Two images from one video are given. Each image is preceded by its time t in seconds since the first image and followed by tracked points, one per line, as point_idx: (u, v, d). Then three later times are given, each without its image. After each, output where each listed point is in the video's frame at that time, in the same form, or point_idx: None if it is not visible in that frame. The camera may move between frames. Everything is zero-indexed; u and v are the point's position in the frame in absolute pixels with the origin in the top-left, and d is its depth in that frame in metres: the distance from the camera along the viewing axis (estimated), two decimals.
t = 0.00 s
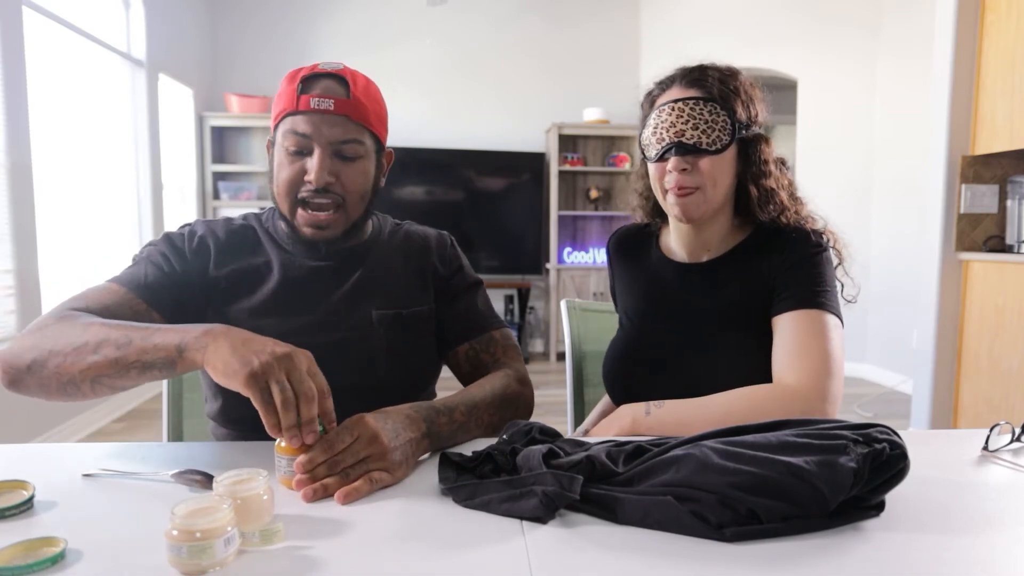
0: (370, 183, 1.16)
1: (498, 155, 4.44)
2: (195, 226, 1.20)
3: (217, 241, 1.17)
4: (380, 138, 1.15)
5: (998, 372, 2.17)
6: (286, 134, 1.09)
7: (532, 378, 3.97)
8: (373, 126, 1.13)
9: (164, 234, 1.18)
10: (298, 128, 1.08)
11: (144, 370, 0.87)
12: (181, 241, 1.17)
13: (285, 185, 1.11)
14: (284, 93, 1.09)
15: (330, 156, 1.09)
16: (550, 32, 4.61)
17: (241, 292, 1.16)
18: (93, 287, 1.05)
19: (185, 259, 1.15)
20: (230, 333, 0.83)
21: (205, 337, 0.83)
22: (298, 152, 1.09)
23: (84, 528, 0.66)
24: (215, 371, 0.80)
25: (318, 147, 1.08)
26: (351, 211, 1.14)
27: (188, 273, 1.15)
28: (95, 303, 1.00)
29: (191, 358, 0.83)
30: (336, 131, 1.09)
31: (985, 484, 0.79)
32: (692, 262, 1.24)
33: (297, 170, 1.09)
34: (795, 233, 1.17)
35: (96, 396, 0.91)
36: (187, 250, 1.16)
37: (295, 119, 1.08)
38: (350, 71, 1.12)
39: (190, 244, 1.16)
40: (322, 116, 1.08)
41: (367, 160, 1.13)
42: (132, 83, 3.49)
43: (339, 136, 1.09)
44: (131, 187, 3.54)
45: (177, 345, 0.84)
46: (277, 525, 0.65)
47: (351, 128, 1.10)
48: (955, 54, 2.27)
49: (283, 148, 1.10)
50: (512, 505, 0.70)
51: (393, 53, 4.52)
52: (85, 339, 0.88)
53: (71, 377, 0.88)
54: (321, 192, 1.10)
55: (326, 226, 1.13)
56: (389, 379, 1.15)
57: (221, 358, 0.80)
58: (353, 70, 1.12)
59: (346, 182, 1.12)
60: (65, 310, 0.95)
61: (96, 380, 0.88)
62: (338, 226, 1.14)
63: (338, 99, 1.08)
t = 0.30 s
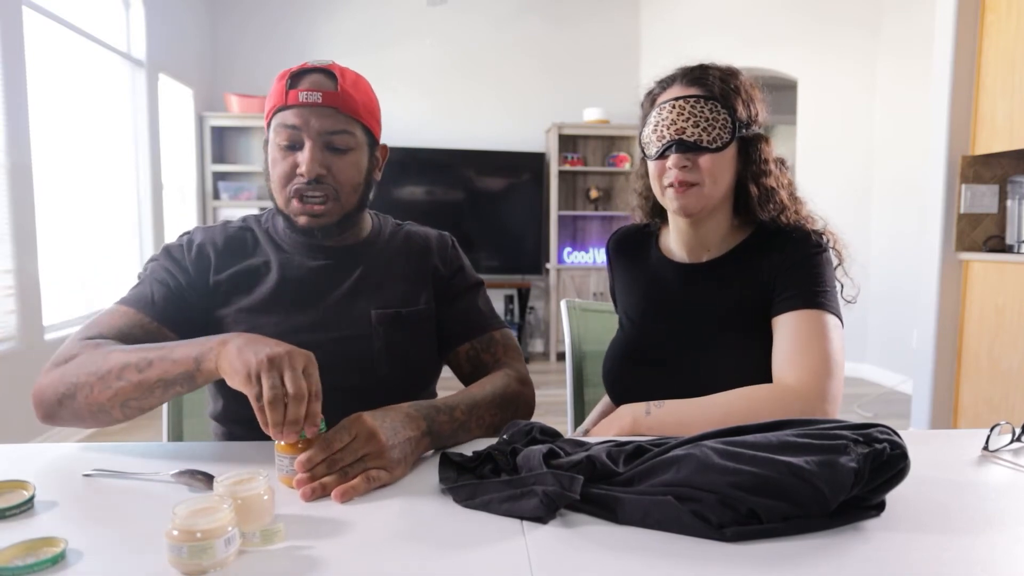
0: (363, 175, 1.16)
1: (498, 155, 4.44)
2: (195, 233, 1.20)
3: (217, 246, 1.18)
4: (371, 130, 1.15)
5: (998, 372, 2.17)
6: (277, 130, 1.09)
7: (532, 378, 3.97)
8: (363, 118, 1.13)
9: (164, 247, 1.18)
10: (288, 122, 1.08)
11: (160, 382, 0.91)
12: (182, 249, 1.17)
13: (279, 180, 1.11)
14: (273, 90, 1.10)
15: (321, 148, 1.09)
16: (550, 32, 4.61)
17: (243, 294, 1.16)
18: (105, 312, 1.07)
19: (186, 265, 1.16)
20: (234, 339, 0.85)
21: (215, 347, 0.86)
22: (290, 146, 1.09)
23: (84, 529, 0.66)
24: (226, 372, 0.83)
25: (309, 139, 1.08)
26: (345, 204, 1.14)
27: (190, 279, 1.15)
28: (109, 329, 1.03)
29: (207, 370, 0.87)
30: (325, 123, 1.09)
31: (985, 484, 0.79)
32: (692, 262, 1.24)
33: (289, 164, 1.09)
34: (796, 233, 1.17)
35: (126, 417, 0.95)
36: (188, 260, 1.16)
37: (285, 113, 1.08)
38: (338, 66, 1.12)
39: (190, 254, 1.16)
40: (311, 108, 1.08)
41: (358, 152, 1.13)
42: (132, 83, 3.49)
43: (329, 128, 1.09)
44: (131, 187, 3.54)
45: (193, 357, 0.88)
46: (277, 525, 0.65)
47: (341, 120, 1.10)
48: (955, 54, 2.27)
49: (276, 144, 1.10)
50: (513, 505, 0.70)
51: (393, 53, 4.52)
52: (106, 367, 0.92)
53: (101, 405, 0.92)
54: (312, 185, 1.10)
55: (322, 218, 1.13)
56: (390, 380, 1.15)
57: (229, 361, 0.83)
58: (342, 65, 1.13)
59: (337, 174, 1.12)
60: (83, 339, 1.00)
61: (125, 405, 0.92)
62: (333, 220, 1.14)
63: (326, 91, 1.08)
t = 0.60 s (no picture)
0: (366, 175, 1.16)
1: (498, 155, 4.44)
2: (194, 234, 1.20)
3: (216, 247, 1.18)
4: (373, 129, 1.15)
5: (998, 372, 2.17)
6: (279, 133, 1.09)
7: (532, 378, 3.98)
8: (364, 119, 1.13)
9: (163, 248, 1.19)
10: (290, 126, 1.08)
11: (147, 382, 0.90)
12: (182, 249, 1.17)
13: (282, 183, 1.11)
14: (273, 93, 1.10)
15: (324, 151, 1.09)
16: (550, 32, 4.61)
17: (243, 294, 1.16)
18: (104, 312, 1.07)
19: (185, 265, 1.16)
20: (220, 342, 0.84)
21: (194, 350, 0.85)
22: (292, 149, 1.09)
23: (84, 529, 0.66)
24: (212, 381, 0.83)
25: (311, 142, 1.08)
26: (349, 205, 1.14)
27: (189, 280, 1.15)
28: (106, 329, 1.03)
29: (190, 374, 0.86)
30: (328, 126, 1.09)
31: (985, 484, 0.79)
32: (692, 263, 1.24)
33: (292, 167, 1.09)
34: (795, 233, 1.17)
35: (105, 413, 0.94)
36: (189, 259, 1.16)
37: (286, 116, 1.08)
38: (337, 65, 1.11)
39: (190, 255, 1.16)
40: (312, 111, 1.08)
41: (361, 153, 1.13)
42: (132, 83, 3.49)
43: (331, 130, 1.09)
44: (131, 187, 3.54)
45: (174, 361, 0.87)
46: (277, 525, 0.65)
47: (343, 122, 1.10)
48: (955, 54, 2.27)
49: (278, 146, 1.10)
50: (513, 505, 0.70)
51: (393, 53, 4.52)
52: (90, 369, 0.92)
53: (88, 407, 0.93)
54: (317, 188, 1.10)
55: (326, 221, 1.13)
56: (391, 380, 1.15)
57: (216, 369, 0.82)
58: (342, 65, 1.12)
59: (341, 176, 1.12)
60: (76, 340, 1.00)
61: (111, 406, 0.93)
62: (339, 222, 1.14)
63: (327, 93, 1.08)
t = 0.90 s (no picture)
0: (368, 177, 1.16)
1: (498, 155, 4.44)
2: (195, 236, 1.20)
3: (216, 249, 1.18)
4: (375, 131, 1.15)
5: (998, 372, 2.17)
6: (282, 133, 1.09)
7: (532, 378, 3.98)
8: (367, 120, 1.13)
9: (164, 251, 1.18)
10: (292, 127, 1.08)
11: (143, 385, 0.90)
12: (182, 251, 1.17)
13: (284, 184, 1.11)
14: (277, 93, 1.10)
15: (325, 152, 1.09)
16: (550, 32, 4.61)
17: (244, 297, 1.16)
18: (105, 318, 1.08)
19: (185, 267, 1.16)
20: (217, 346, 0.84)
21: (190, 355, 0.85)
22: (294, 151, 1.09)
23: (83, 529, 0.66)
24: (209, 384, 0.83)
25: (313, 144, 1.08)
26: (351, 207, 1.14)
27: (189, 282, 1.15)
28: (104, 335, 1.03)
29: (186, 377, 0.86)
30: (330, 128, 1.09)
31: (985, 484, 0.79)
32: (693, 264, 1.24)
33: (294, 169, 1.09)
34: (796, 234, 1.16)
35: (106, 419, 0.95)
36: (190, 262, 1.16)
37: (288, 118, 1.08)
38: (340, 66, 1.11)
39: (191, 258, 1.16)
40: (314, 112, 1.08)
41: (363, 155, 1.13)
42: (132, 83, 3.49)
43: (332, 132, 1.09)
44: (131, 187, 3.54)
45: (171, 364, 0.87)
46: (277, 525, 0.65)
47: (345, 123, 1.10)
48: (955, 54, 2.27)
49: (280, 147, 1.10)
50: (513, 505, 0.70)
51: (393, 53, 4.52)
52: (90, 375, 0.92)
53: (90, 413, 0.93)
54: (318, 190, 1.10)
55: (328, 223, 1.13)
56: (393, 383, 1.15)
57: (213, 373, 0.82)
58: (345, 66, 1.12)
59: (342, 178, 1.12)
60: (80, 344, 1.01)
61: (112, 411, 0.93)
62: (341, 223, 1.14)
63: (329, 94, 1.08)
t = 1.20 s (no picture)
0: (352, 185, 1.13)
1: (498, 155, 4.44)
2: (196, 239, 1.20)
3: (215, 251, 1.18)
4: (365, 137, 1.11)
5: (998, 372, 2.17)
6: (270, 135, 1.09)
7: (532, 378, 3.98)
8: (352, 126, 1.09)
9: (164, 255, 1.18)
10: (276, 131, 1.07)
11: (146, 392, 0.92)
12: (182, 256, 1.18)
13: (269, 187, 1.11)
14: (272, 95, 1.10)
15: (305, 158, 1.07)
16: (550, 32, 4.61)
17: (245, 301, 1.16)
18: (108, 327, 1.10)
19: (186, 269, 1.16)
20: (216, 350, 0.87)
21: (196, 360, 0.87)
22: (277, 154, 1.08)
23: (83, 529, 0.66)
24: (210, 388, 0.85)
25: (293, 149, 1.07)
26: (331, 215, 1.12)
27: (188, 288, 1.15)
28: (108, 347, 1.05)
29: (189, 384, 0.89)
30: (311, 133, 1.06)
31: (985, 484, 0.79)
32: (694, 265, 1.24)
33: (276, 172, 1.09)
34: (795, 235, 1.16)
35: (113, 428, 0.95)
36: (191, 266, 1.16)
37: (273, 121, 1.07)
38: (335, 70, 1.09)
39: (191, 262, 1.16)
40: (297, 117, 1.06)
41: (345, 162, 1.10)
42: (132, 83, 3.49)
43: (314, 138, 1.07)
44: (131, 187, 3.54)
45: (174, 371, 0.89)
46: (277, 525, 0.65)
47: (326, 129, 1.07)
48: (955, 54, 2.27)
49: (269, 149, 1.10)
50: (513, 505, 0.70)
51: (393, 53, 4.52)
52: (97, 385, 0.93)
53: (99, 422, 0.94)
54: (296, 197, 1.09)
55: (306, 228, 1.12)
56: (395, 388, 1.15)
57: (214, 377, 0.85)
58: (339, 69, 1.09)
59: (322, 185, 1.09)
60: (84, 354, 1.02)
61: (121, 419, 0.94)
62: (321, 229, 1.13)
63: (312, 99, 1.05)
